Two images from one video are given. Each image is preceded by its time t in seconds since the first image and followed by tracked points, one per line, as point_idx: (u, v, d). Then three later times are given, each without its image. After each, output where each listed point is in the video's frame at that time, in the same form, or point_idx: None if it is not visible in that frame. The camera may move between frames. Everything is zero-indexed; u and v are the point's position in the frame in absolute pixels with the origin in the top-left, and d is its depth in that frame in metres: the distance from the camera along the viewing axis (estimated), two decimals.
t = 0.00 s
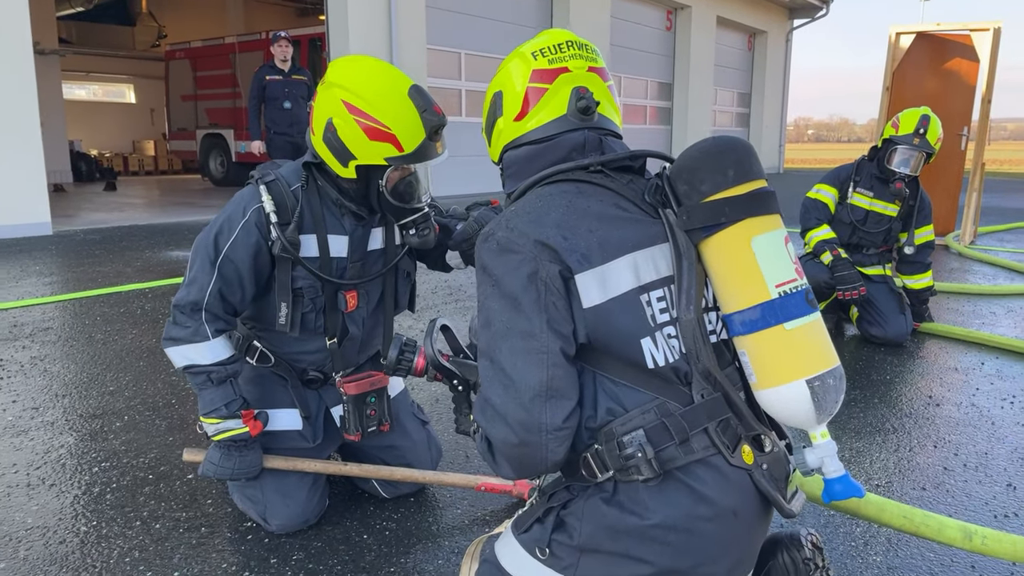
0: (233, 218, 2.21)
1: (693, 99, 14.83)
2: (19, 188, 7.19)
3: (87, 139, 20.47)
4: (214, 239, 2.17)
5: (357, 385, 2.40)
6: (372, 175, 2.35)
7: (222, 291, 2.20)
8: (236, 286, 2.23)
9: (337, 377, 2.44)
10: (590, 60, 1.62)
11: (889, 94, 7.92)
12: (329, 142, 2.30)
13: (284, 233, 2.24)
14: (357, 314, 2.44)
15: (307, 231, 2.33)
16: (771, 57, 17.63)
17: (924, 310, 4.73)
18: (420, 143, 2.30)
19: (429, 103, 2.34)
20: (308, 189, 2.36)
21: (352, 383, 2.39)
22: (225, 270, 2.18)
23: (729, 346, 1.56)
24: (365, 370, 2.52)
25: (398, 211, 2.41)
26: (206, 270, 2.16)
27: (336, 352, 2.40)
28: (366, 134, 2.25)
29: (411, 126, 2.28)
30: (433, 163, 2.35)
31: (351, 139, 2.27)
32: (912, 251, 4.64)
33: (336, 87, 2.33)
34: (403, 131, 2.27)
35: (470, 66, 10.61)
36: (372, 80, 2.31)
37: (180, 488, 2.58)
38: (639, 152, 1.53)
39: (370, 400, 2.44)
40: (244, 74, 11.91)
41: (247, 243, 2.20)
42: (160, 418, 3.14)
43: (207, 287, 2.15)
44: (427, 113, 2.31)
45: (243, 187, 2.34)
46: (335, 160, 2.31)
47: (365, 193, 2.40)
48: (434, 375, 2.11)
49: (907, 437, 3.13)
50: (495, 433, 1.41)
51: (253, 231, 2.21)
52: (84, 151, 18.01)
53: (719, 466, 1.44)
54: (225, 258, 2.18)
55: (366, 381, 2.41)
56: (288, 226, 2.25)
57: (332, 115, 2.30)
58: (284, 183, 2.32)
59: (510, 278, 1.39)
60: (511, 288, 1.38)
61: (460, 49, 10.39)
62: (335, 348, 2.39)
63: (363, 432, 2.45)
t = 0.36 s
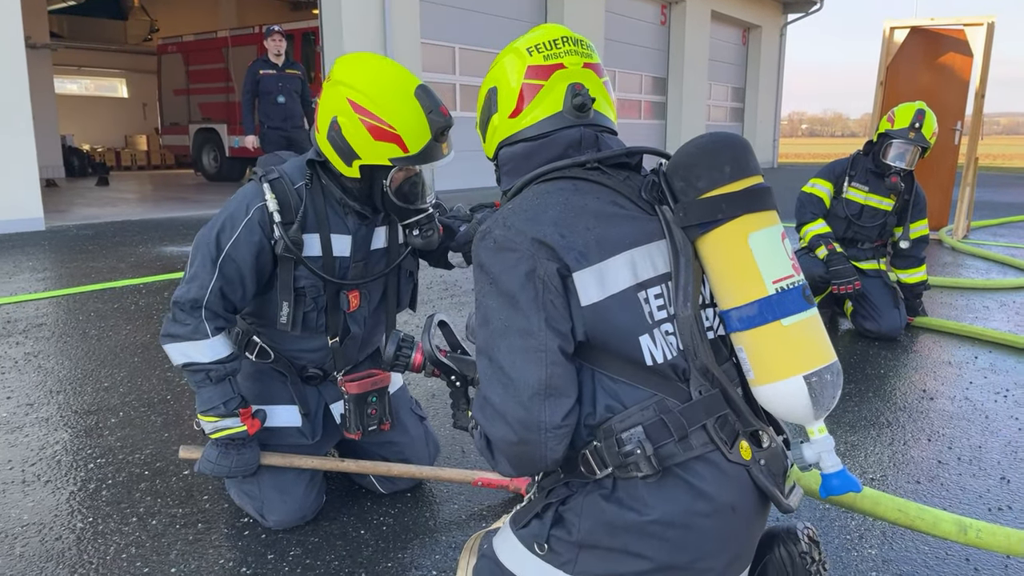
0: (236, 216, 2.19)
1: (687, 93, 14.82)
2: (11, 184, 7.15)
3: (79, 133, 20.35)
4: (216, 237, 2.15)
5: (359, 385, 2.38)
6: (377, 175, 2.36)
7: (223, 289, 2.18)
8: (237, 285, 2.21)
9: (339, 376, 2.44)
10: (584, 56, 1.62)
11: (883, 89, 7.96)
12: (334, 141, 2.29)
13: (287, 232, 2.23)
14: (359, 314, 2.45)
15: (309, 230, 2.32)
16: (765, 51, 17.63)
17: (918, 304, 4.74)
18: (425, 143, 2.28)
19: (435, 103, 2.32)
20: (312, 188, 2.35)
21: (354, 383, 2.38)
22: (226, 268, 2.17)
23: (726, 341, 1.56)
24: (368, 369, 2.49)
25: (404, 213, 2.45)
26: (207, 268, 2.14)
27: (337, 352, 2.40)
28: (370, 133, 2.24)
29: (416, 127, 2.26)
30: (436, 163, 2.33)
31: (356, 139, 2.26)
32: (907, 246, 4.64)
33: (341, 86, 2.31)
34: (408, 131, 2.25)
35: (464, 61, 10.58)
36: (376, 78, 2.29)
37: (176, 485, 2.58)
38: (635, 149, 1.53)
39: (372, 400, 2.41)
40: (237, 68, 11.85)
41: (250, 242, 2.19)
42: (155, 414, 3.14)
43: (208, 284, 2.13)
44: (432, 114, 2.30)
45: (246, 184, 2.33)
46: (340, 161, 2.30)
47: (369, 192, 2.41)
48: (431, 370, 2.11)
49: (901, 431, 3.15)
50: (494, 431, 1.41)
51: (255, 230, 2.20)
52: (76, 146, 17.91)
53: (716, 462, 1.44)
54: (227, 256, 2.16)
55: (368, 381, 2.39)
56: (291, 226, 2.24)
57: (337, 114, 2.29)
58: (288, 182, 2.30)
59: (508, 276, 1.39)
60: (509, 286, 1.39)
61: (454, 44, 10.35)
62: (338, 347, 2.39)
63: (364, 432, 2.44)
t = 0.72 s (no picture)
0: (221, 222, 2.19)
1: (682, 88, 14.82)
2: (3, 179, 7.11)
3: (71, 128, 20.24)
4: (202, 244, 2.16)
5: (359, 387, 2.34)
6: (332, 158, 2.29)
7: (211, 295, 2.19)
8: (226, 290, 2.22)
9: (338, 379, 2.40)
10: (572, 49, 1.62)
11: (876, 82, 8.02)
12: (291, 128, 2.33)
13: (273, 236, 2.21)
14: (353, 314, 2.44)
15: (297, 233, 2.31)
16: (759, 46, 17.64)
17: (911, 298, 4.76)
18: (367, 120, 2.23)
19: (379, 79, 2.28)
20: (298, 189, 2.32)
21: (353, 386, 2.34)
22: (215, 273, 2.18)
23: (718, 335, 1.57)
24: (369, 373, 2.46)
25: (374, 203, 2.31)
26: (195, 274, 2.15)
27: (335, 352, 2.37)
28: (313, 112, 2.25)
29: (357, 104, 2.23)
30: (385, 143, 2.25)
31: (305, 120, 2.27)
32: (900, 240, 4.66)
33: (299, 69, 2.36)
34: (350, 108, 2.22)
35: (459, 55, 10.55)
36: (329, 60, 2.32)
37: (171, 480, 2.57)
38: (628, 143, 1.52)
39: (372, 403, 2.38)
40: (230, 62, 11.78)
41: (236, 247, 2.19)
42: (150, 410, 3.13)
43: (196, 290, 2.14)
44: (376, 91, 2.25)
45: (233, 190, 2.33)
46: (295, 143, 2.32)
47: (330, 179, 2.31)
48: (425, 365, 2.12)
49: (894, 424, 3.17)
50: (490, 426, 1.42)
51: (241, 235, 2.19)
52: (68, 141, 17.81)
53: (710, 456, 1.45)
54: (214, 262, 2.17)
55: (368, 384, 2.35)
56: (277, 231, 2.23)
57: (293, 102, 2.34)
58: (273, 184, 2.30)
59: (502, 272, 1.39)
60: (503, 282, 1.39)
61: (448, 38, 10.32)
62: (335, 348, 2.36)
63: (363, 436, 2.41)
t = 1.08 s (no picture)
0: (197, 230, 2.17)
1: (676, 82, 14.81)
2: None
3: (62, 123, 20.11)
4: (179, 253, 2.14)
5: (335, 395, 2.35)
6: (304, 162, 2.27)
7: (192, 303, 2.17)
8: (207, 298, 2.20)
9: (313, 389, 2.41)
10: (565, 41, 1.62)
11: (870, 76, 7.94)
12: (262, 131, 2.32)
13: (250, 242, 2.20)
14: (336, 314, 2.44)
15: (275, 237, 2.30)
16: (753, 40, 17.63)
17: (904, 292, 4.77)
18: (336, 124, 2.21)
19: (346, 81, 2.26)
20: (274, 193, 2.31)
21: (328, 394, 2.34)
22: (194, 281, 2.16)
23: (713, 330, 1.57)
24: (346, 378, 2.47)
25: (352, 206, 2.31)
26: (175, 283, 2.13)
27: (309, 361, 2.39)
28: (282, 116, 2.23)
29: (325, 108, 2.21)
30: (355, 146, 2.24)
31: (274, 125, 2.25)
32: (892, 234, 4.67)
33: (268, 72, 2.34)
34: (318, 112, 2.20)
35: (452, 49, 10.51)
36: (296, 62, 2.29)
37: (163, 476, 2.56)
38: (622, 138, 1.52)
39: (348, 410, 2.39)
40: (222, 56, 11.71)
41: (214, 254, 2.16)
42: (142, 405, 3.12)
43: (176, 299, 2.13)
44: (344, 93, 2.23)
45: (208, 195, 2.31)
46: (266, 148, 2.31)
47: (304, 182, 2.30)
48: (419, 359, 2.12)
49: (886, 417, 3.18)
50: (484, 421, 1.42)
51: (219, 242, 2.17)
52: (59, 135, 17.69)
53: (704, 449, 1.45)
54: (192, 270, 2.15)
55: (343, 392, 2.36)
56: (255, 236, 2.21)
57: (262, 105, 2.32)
58: (248, 189, 2.28)
59: (495, 267, 1.39)
60: (496, 277, 1.38)
61: (442, 31, 10.28)
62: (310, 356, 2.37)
63: (342, 444, 2.42)
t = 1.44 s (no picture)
0: (194, 213, 2.16)
1: (670, 77, 14.81)
2: None
3: (55, 118, 20.04)
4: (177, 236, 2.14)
5: (323, 383, 2.34)
6: (303, 144, 2.25)
7: (190, 287, 2.17)
8: (204, 281, 2.20)
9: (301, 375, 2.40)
10: (561, 34, 1.61)
11: (863, 72, 8.00)
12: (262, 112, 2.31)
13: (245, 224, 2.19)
14: (328, 305, 2.44)
15: (271, 221, 2.29)
16: (748, 36, 17.63)
17: (897, 287, 4.79)
18: (337, 107, 2.19)
19: (350, 64, 2.24)
20: (269, 175, 2.30)
21: (317, 381, 2.34)
22: (192, 265, 2.16)
23: (706, 324, 1.57)
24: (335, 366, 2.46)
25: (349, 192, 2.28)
26: (172, 266, 2.14)
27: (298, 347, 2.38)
28: (284, 98, 2.22)
29: (327, 90, 2.19)
30: (356, 130, 2.22)
31: (275, 106, 2.25)
32: (885, 230, 4.70)
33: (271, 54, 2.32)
34: (320, 95, 2.19)
35: (447, 44, 10.48)
36: (298, 43, 2.27)
37: (156, 472, 2.56)
38: (617, 132, 1.52)
39: (337, 399, 2.38)
40: (215, 51, 11.64)
41: (211, 238, 2.16)
42: (135, 402, 3.10)
43: (174, 283, 2.12)
44: (347, 76, 2.21)
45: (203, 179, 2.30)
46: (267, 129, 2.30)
47: (302, 166, 2.28)
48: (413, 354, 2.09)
49: (879, 411, 3.19)
50: (476, 416, 1.42)
51: (215, 225, 2.17)
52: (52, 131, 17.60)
53: (698, 444, 1.45)
54: (189, 253, 2.15)
55: (332, 379, 2.36)
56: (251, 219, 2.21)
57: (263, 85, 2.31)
58: (244, 171, 2.28)
59: (489, 261, 1.39)
60: (490, 271, 1.38)
61: (436, 27, 10.25)
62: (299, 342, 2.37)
63: (330, 432, 2.40)
